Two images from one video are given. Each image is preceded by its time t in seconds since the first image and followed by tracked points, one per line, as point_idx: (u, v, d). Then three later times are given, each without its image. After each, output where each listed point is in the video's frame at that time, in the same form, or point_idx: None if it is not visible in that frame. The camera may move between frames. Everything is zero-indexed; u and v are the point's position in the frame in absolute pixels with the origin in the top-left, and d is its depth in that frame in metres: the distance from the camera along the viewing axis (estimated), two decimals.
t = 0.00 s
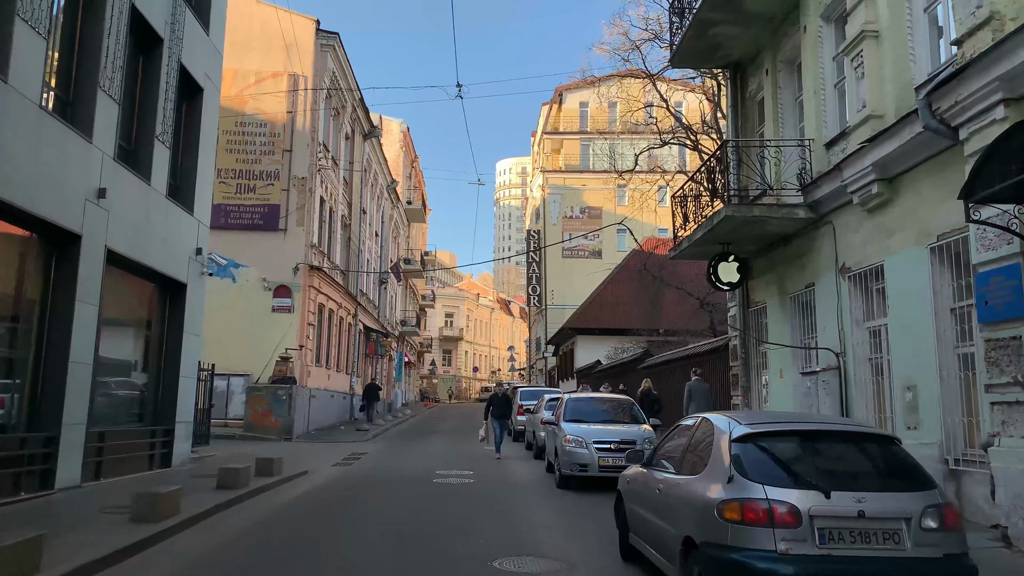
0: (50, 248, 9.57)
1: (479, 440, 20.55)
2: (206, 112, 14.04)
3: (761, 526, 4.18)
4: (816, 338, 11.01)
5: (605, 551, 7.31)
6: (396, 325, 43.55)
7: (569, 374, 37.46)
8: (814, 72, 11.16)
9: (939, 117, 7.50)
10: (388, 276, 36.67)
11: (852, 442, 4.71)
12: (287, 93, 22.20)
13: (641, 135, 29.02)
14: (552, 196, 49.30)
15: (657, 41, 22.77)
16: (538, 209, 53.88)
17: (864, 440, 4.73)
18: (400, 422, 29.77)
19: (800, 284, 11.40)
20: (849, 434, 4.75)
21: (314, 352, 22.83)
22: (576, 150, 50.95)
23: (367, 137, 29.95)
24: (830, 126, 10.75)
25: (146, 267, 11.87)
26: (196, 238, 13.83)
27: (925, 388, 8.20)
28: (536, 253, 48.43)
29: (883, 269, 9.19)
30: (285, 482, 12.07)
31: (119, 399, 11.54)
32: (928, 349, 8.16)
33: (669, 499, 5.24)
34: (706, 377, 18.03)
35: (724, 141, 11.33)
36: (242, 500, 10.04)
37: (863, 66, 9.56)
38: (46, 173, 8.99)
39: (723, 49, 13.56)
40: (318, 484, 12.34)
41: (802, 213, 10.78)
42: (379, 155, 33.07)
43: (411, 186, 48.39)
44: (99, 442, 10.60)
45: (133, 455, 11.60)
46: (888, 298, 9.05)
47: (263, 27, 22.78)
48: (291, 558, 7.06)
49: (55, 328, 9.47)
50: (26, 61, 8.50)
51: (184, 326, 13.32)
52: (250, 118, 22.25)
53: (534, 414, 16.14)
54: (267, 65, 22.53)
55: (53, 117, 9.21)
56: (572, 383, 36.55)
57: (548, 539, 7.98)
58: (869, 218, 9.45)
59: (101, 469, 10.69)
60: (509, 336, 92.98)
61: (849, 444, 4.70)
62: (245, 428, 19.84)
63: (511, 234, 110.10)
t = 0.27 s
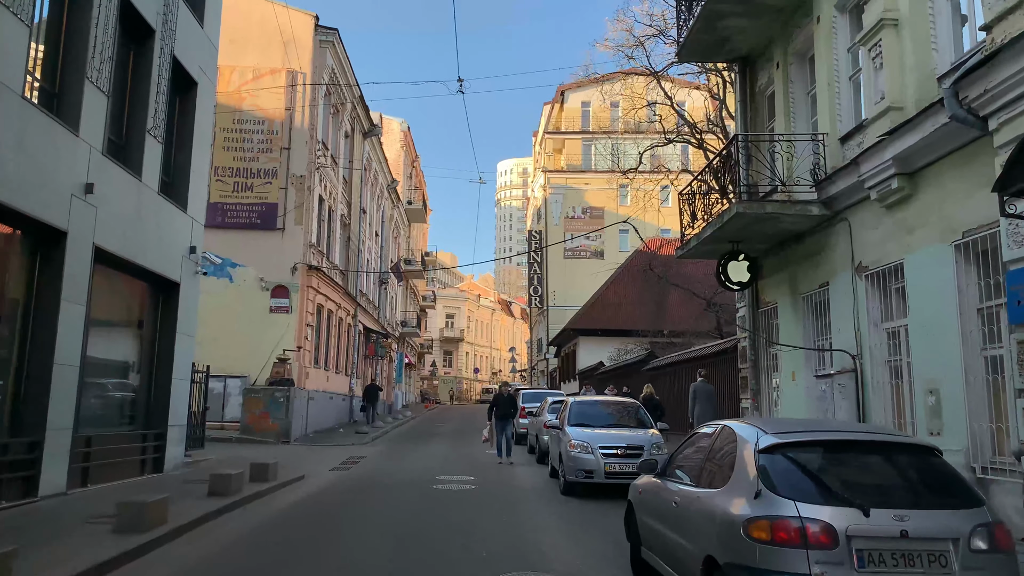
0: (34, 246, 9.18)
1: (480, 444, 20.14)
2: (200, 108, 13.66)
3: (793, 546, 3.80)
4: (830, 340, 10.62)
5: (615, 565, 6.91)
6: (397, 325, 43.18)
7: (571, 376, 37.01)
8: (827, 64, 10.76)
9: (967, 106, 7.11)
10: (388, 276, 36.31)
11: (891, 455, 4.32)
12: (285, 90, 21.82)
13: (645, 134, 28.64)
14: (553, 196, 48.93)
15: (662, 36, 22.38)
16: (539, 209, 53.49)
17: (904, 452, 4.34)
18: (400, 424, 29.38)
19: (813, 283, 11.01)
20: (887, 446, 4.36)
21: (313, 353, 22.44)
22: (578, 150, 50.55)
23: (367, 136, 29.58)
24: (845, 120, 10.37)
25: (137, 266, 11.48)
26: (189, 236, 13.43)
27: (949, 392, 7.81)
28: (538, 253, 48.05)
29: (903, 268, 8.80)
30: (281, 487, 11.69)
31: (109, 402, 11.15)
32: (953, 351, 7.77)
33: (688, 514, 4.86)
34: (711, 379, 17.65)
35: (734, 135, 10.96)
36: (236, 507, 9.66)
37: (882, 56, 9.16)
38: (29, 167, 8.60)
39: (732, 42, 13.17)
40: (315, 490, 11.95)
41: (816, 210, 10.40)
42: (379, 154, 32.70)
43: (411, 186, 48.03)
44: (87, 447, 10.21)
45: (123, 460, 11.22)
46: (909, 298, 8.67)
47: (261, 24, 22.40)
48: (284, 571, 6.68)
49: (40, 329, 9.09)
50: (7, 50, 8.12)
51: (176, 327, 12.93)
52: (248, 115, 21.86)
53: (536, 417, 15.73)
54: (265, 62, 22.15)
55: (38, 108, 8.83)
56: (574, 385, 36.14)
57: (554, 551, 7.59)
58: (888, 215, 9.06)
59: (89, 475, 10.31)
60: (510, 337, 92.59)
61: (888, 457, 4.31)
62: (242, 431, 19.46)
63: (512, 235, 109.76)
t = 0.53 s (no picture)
0: (18, 240, 8.82)
1: (482, 446, 19.74)
2: (195, 100, 13.29)
3: (833, 561, 3.44)
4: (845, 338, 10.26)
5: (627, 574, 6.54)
6: (398, 326, 42.78)
7: (574, 377, 36.60)
8: (841, 53, 10.39)
9: (997, 89, 6.73)
10: (388, 276, 35.93)
11: (935, 459, 3.96)
12: (283, 86, 21.47)
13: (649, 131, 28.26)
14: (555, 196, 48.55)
15: (666, 31, 22.01)
16: (541, 209, 53.10)
17: (949, 456, 3.98)
18: (401, 425, 28.99)
19: (827, 280, 10.65)
20: (931, 449, 4.00)
21: (312, 353, 22.07)
22: (580, 149, 50.15)
23: (367, 134, 29.21)
24: (860, 110, 10.01)
25: (129, 262, 11.12)
26: (183, 232, 13.05)
27: (976, 391, 7.44)
28: (539, 254, 47.66)
29: (924, 262, 8.44)
30: (277, 491, 11.32)
31: (99, 402, 10.79)
32: (980, 350, 7.40)
33: (711, 522, 4.49)
34: (717, 380, 17.28)
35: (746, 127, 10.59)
36: (229, 512, 9.30)
37: (901, 42, 8.79)
38: (12, 158, 8.23)
39: (742, 32, 12.80)
40: (312, 493, 11.58)
41: (831, 203, 10.03)
42: (379, 153, 32.33)
43: (412, 185, 47.66)
44: (75, 449, 9.84)
45: (114, 462, 10.84)
46: (931, 293, 8.30)
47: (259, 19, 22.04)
48: None
49: (25, 326, 8.72)
50: None
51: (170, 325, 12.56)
52: (246, 111, 21.50)
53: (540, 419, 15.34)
54: (263, 57, 21.79)
55: (22, 96, 8.47)
56: (577, 386, 35.72)
57: (562, 559, 7.22)
58: (908, 207, 8.69)
59: (77, 478, 9.94)
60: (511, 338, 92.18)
61: (931, 461, 3.94)
62: (239, 432, 19.08)
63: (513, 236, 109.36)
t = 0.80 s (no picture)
0: None
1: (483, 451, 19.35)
2: (188, 96, 12.93)
3: None
4: (860, 340, 9.91)
5: None
6: (397, 328, 42.37)
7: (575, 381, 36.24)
8: (856, 44, 10.01)
9: None
10: (387, 278, 35.55)
11: (984, 474, 3.58)
12: (281, 84, 21.11)
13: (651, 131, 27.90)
14: (556, 197, 48.19)
15: (670, 29, 21.66)
16: (541, 211, 52.74)
17: (1000, 470, 3.60)
18: (400, 429, 28.59)
19: (841, 280, 10.27)
20: (978, 463, 3.63)
21: (310, 356, 21.69)
22: (581, 151, 49.78)
23: (366, 133, 28.85)
24: (875, 103, 9.64)
25: (118, 261, 10.75)
26: (175, 231, 12.67)
27: (1004, 397, 7.06)
28: (540, 256, 47.30)
29: (946, 261, 8.06)
30: (271, 499, 10.93)
31: (85, 407, 10.40)
32: (1008, 353, 7.02)
33: (735, 542, 4.11)
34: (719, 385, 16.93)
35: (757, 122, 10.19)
36: (219, 522, 8.91)
37: (922, 31, 8.40)
38: None
39: (750, 26, 12.42)
40: (307, 501, 11.19)
41: (845, 201, 9.64)
42: (378, 153, 31.97)
43: (412, 187, 47.29)
44: (59, 456, 9.45)
45: (100, 469, 10.45)
46: (954, 294, 7.93)
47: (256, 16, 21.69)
48: None
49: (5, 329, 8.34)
50: None
51: (161, 328, 12.17)
52: (243, 109, 21.13)
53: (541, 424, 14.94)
54: (260, 55, 21.43)
55: (4, 87, 8.09)
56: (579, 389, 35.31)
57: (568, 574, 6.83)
58: (929, 204, 8.31)
59: (61, 486, 9.55)
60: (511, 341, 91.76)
61: (982, 478, 3.56)
62: (235, 437, 18.69)
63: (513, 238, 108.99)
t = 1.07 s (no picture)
0: None
1: (484, 453, 18.98)
2: (181, 90, 12.57)
3: None
4: (876, 339, 9.55)
5: None
6: (397, 330, 42.02)
7: (576, 383, 35.87)
8: (871, 32, 9.64)
9: None
10: (387, 279, 35.19)
11: None
12: (278, 80, 20.76)
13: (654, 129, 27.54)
14: (557, 198, 47.82)
15: (674, 24, 21.33)
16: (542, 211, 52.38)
17: None
18: (400, 432, 28.20)
19: (856, 277, 9.89)
20: None
21: (307, 357, 21.33)
22: (582, 151, 49.46)
23: (365, 132, 28.49)
24: (892, 93, 9.30)
25: (107, 257, 10.40)
26: (167, 227, 12.31)
27: None
28: (541, 257, 46.94)
29: (969, 256, 7.70)
30: (265, 503, 10.57)
31: (72, 409, 10.03)
32: None
33: (762, 555, 3.74)
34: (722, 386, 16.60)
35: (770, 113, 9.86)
36: (209, 527, 8.56)
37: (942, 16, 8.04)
38: None
39: (759, 16, 12.06)
40: (302, 505, 10.82)
41: (861, 193, 9.28)
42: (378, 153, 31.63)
43: (412, 187, 46.95)
44: (42, 459, 9.08)
45: (87, 473, 10.09)
46: (978, 289, 7.57)
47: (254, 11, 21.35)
48: None
49: None
50: None
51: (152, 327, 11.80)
52: (240, 105, 20.79)
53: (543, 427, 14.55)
54: (257, 50, 21.10)
55: None
56: (581, 391, 34.95)
57: None
58: (951, 195, 7.95)
59: (45, 491, 9.18)
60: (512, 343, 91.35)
61: None
62: (230, 439, 18.31)
63: (514, 240, 108.60)
